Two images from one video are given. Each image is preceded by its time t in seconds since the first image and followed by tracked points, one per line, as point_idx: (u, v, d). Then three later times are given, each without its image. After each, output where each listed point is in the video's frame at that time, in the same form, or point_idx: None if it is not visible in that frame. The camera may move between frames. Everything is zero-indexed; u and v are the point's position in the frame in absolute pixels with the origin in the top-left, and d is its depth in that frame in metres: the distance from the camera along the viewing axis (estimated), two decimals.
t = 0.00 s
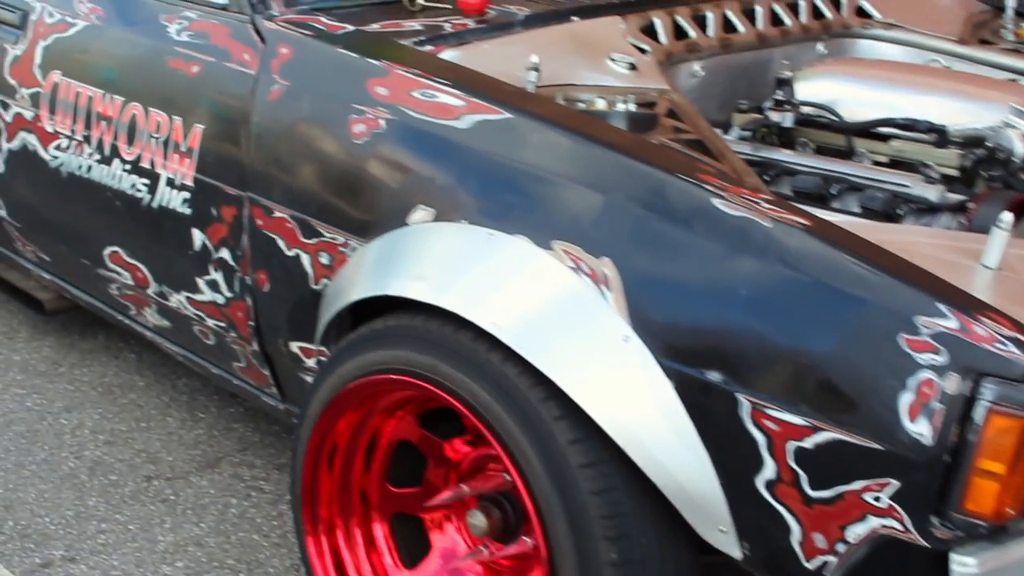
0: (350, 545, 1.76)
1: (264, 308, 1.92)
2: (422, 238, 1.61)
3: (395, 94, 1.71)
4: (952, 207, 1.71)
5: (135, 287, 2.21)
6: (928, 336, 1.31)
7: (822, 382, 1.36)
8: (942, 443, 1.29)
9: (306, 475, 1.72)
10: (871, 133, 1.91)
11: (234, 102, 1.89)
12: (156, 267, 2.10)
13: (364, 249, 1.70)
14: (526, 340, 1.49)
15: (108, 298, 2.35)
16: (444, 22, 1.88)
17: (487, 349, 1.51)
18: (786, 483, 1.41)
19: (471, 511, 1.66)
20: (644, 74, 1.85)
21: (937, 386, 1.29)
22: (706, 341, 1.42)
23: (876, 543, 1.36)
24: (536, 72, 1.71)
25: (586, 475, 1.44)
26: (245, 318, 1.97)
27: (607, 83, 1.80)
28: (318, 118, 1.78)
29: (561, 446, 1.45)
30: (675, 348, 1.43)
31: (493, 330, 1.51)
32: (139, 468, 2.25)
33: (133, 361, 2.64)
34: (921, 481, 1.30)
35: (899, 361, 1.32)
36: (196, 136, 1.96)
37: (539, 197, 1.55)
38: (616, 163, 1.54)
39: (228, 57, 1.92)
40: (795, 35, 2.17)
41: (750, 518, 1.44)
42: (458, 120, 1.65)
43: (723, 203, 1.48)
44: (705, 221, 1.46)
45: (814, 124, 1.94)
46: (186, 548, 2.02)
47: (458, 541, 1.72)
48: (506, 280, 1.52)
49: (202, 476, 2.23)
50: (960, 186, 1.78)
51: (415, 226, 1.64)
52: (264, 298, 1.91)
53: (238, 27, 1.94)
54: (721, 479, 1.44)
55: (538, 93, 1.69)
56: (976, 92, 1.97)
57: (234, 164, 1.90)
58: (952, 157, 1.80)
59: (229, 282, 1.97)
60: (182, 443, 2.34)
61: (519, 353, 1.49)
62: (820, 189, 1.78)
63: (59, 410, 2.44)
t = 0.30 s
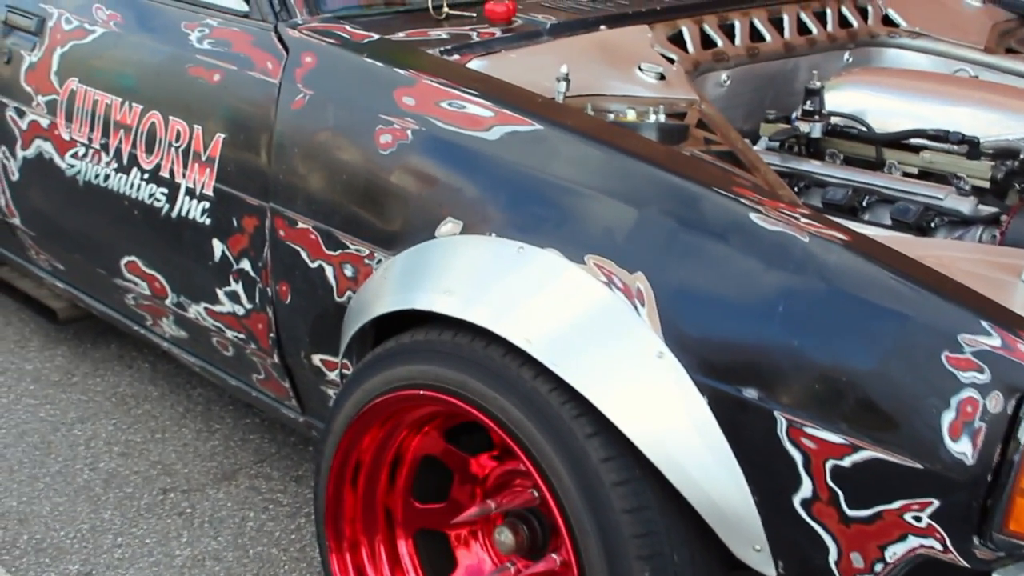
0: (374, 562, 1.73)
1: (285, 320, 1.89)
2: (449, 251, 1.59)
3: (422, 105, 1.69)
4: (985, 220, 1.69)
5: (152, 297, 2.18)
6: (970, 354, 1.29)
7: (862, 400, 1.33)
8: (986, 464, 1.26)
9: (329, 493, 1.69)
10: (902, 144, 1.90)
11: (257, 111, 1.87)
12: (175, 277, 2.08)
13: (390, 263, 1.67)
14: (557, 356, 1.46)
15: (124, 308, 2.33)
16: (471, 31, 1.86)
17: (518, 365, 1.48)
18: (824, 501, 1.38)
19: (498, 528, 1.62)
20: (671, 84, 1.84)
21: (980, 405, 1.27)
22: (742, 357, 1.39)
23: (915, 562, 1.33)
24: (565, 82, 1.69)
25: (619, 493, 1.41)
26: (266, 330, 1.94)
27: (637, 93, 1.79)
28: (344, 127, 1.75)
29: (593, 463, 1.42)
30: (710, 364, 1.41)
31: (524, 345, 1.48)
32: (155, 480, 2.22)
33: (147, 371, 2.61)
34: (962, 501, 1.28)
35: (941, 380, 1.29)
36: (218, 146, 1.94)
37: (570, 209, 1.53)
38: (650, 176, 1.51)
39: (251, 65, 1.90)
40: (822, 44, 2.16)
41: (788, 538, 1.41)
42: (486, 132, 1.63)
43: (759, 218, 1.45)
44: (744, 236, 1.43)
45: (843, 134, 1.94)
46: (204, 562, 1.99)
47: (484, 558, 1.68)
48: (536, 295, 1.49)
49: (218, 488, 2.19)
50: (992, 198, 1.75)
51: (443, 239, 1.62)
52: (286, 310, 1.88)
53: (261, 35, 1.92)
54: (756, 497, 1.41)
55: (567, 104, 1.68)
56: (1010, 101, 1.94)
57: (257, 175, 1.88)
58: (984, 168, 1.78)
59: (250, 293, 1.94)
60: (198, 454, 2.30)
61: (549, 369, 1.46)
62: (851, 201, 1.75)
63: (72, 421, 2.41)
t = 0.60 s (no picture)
0: None
1: (303, 329, 1.87)
2: (471, 263, 1.57)
3: (442, 111, 1.67)
4: (1011, 230, 1.66)
5: (165, 306, 2.17)
6: (1006, 368, 1.27)
7: (895, 414, 1.30)
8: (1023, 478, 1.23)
9: (350, 508, 1.68)
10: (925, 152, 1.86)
11: (273, 118, 1.85)
12: (189, 286, 2.07)
13: (411, 274, 1.65)
14: (585, 368, 1.44)
15: (135, 316, 2.31)
16: (490, 37, 1.83)
17: (544, 378, 1.46)
18: (856, 517, 1.35)
19: (522, 541, 1.60)
20: (693, 90, 1.81)
21: (1016, 419, 1.24)
22: (773, 370, 1.37)
23: None
24: (587, 89, 1.67)
25: (648, 508, 1.39)
26: (282, 339, 1.92)
27: (659, 100, 1.76)
28: (363, 135, 1.73)
29: (621, 478, 1.40)
30: (741, 377, 1.38)
31: (552, 358, 1.46)
32: (168, 490, 2.21)
33: (157, 379, 2.60)
34: (1001, 515, 1.24)
35: (977, 394, 1.27)
36: (233, 152, 1.92)
37: (597, 219, 1.51)
38: (677, 186, 1.49)
39: (267, 71, 1.88)
40: (841, 50, 2.13)
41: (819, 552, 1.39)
42: (509, 140, 1.61)
43: (789, 229, 1.42)
44: (773, 246, 1.41)
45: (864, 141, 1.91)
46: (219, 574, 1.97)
47: (506, 573, 1.67)
48: (563, 306, 1.47)
49: (232, 498, 2.19)
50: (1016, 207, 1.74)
51: (466, 248, 1.60)
52: (303, 320, 1.86)
53: (276, 40, 1.89)
54: (786, 512, 1.39)
55: (589, 111, 1.66)
56: None
57: (273, 183, 1.85)
58: (1010, 178, 1.74)
59: (265, 302, 1.92)
60: (211, 463, 2.30)
61: (579, 383, 1.44)
62: (877, 211, 1.72)
63: (83, 430, 2.41)
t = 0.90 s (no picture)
0: None
1: (323, 341, 1.85)
2: (500, 277, 1.55)
3: (470, 122, 1.65)
4: None
5: (179, 316, 2.14)
6: None
7: (940, 432, 1.29)
8: None
9: (376, 527, 1.66)
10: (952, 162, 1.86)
11: (293, 128, 1.83)
12: (205, 296, 2.04)
13: (438, 286, 1.63)
14: (620, 384, 1.42)
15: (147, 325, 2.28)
16: (515, 46, 1.81)
17: (579, 394, 1.43)
18: (899, 535, 1.34)
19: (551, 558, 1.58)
20: (721, 100, 1.80)
21: None
22: (815, 386, 1.35)
23: None
24: (617, 100, 1.65)
25: (686, 526, 1.37)
26: (302, 351, 1.90)
27: (684, 110, 1.75)
28: (388, 146, 1.71)
29: (658, 495, 1.38)
30: (781, 394, 1.37)
31: (587, 374, 1.44)
32: (183, 501, 2.19)
33: (168, 388, 2.58)
34: None
35: None
36: (251, 162, 1.89)
37: (631, 232, 1.49)
38: (714, 201, 1.48)
39: (287, 79, 1.86)
40: (863, 58, 2.11)
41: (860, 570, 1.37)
42: (539, 151, 1.59)
43: (828, 243, 1.42)
44: (812, 261, 1.40)
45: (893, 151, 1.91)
46: None
47: None
48: (597, 321, 1.45)
49: (248, 510, 2.17)
50: None
51: (494, 260, 1.58)
52: (324, 332, 1.84)
53: (296, 48, 1.87)
54: (827, 527, 1.37)
55: (619, 122, 1.64)
56: None
57: (293, 193, 1.83)
58: None
59: (285, 313, 1.90)
60: (225, 474, 2.28)
61: (615, 400, 1.42)
62: (906, 221, 1.71)
63: (95, 440, 2.39)
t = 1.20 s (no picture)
0: None
1: (342, 351, 1.83)
2: (527, 288, 1.53)
3: (493, 131, 1.63)
4: None
5: (191, 324, 2.13)
6: None
7: (980, 447, 1.26)
8: None
9: (399, 545, 1.65)
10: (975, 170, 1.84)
11: (311, 137, 1.81)
12: (219, 305, 2.03)
13: (461, 298, 1.61)
14: (649, 398, 1.40)
15: (158, 333, 2.26)
16: (535, 53, 1.79)
17: (611, 409, 1.42)
18: (935, 551, 1.31)
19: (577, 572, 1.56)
20: (744, 108, 1.78)
21: None
22: (849, 400, 1.33)
23: None
24: (642, 109, 1.63)
25: (720, 543, 1.35)
26: (319, 361, 1.88)
27: (711, 119, 1.73)
28: (409, 155, 1.69)
29: (691, 512, 1.36)
30: (817, 408, 1.35)
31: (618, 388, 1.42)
32: (195, 511, 2.18)
33: (176, 395, 2.57)
34: None
35: None
36: (268, 170, 1.87)
37: (660, 244, 1.47)
38: (744, 212, 1.46)
39: (304, 87, 1.84)
40: (881, 63, 2.10)
41: None
42: (565, 160, 1.57)
43: (864, 256, 1.40)
44: (846, 273, 1.38)
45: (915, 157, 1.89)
46: None
47: None
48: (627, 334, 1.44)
49: (260, 520, 2.15)
50: None
51: (520, 272, 1.56)
52: (343, 342, 1.82)
53: (313, 55, 1.85)
54: (863, 542, 1.35)
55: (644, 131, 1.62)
56: None
57: (311, 202, 1.81)
58: None
59: (302, 323, 1.88)
60: (237, 484, 2.27)
61: (647, 416, 1.40)
62: (931, 230, 1.68)
63: (103, 450, 2.37)
